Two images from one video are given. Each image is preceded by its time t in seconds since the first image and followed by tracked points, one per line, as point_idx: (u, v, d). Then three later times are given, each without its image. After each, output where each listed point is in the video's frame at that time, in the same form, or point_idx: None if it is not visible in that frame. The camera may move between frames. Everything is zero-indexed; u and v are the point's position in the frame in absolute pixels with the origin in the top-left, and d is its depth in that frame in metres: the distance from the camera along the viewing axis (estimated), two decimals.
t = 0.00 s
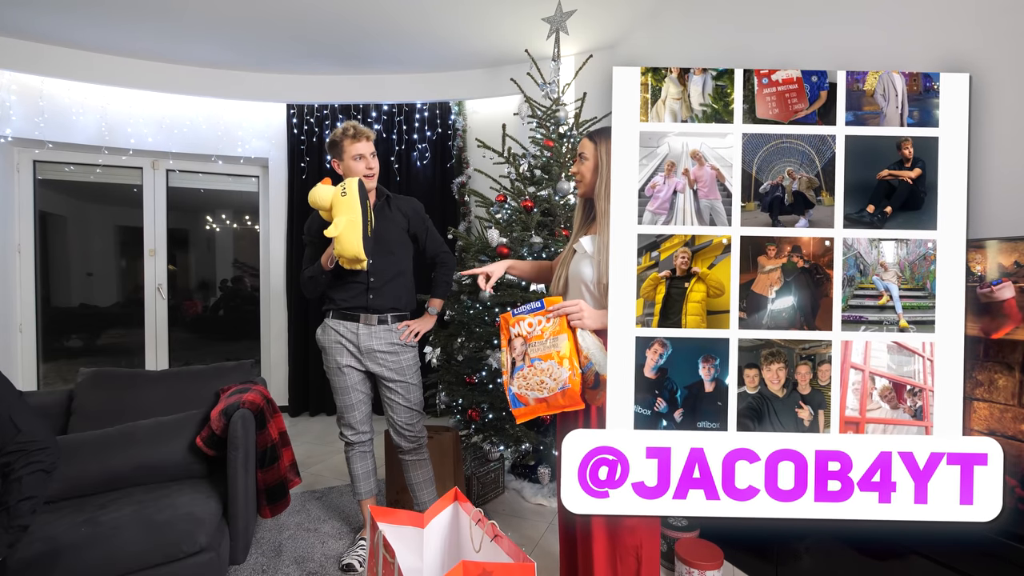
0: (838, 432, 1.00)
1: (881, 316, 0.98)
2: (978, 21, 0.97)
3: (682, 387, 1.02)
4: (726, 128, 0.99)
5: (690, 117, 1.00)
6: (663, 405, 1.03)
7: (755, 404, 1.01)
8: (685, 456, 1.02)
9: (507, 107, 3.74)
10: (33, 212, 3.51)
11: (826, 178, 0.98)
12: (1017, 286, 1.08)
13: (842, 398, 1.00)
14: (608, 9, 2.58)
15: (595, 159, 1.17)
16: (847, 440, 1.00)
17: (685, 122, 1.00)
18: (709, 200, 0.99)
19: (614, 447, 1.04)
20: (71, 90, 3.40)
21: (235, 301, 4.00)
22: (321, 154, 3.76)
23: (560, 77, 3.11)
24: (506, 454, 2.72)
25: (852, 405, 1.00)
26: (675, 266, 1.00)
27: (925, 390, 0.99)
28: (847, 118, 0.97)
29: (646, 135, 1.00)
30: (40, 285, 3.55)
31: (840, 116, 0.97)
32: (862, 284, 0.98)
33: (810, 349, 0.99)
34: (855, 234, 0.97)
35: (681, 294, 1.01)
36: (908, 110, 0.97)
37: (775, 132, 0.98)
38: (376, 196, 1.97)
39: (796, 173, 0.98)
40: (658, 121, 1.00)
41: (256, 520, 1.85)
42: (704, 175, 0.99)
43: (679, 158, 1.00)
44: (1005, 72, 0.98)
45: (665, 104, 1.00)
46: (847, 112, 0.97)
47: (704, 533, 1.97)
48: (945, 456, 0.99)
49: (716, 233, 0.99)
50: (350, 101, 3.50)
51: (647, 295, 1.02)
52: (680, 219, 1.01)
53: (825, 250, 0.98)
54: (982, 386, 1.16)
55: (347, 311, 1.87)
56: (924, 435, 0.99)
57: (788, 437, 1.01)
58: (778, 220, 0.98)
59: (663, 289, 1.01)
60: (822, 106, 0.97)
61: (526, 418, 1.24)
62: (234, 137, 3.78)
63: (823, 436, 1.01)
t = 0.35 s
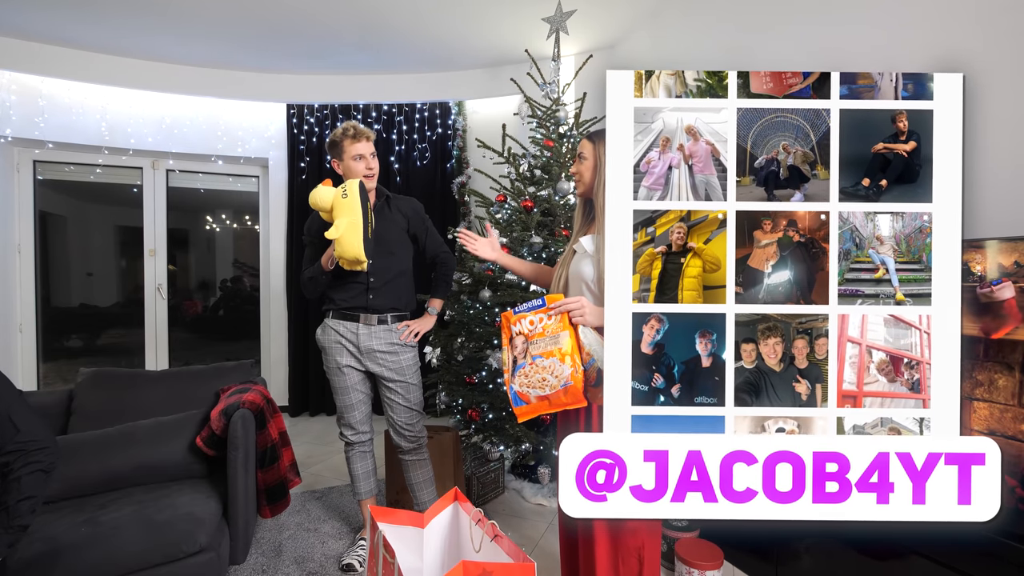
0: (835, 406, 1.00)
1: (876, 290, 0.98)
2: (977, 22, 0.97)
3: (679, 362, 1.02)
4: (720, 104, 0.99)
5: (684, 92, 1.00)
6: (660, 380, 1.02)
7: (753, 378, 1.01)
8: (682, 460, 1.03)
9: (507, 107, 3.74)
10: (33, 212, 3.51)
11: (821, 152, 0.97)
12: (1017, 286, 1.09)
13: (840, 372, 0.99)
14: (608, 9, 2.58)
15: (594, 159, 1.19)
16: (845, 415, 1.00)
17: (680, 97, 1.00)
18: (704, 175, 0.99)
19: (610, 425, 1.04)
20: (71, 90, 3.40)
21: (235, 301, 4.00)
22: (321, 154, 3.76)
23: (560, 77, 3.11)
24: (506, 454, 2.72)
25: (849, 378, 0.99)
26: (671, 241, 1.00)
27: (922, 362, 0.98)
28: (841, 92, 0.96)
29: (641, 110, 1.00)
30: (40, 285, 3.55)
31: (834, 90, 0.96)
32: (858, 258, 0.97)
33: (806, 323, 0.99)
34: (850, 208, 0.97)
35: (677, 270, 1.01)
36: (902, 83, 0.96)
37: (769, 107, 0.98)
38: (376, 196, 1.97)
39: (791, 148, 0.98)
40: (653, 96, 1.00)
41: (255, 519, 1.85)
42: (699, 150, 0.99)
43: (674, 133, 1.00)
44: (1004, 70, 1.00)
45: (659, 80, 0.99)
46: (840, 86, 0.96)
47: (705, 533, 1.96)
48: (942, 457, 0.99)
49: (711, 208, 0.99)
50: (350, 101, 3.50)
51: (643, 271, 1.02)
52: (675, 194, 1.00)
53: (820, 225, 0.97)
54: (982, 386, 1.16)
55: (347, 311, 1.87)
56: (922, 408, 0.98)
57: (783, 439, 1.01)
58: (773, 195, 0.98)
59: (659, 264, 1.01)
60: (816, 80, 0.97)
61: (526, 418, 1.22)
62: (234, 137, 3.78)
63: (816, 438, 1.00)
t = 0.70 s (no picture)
0: (837, 379, 0.99)
1: (876, 263, 0.98)
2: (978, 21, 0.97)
3: (680, 338, 1.01)
4: (718, 79, 0.99)
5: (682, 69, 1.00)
6: (662, 356, 1.01)
7: (754, 353, 1.01)
8: (685, 462, 1.02)
9: (507, 107, 3.74)
10: (33, 211, 3.51)
11: (819, 126, 0.98)
12: (1017, 286, 1.09)
13: (841, 345, 0.99)
14: (608, 9, 2.58)
15: (586, 166, 1.18)
16: (847, 389, 0.99)
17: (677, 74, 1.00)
18: (703, 150, 1.00)
19: (611, 407, 1.03)
20: (71, 90, 3.39)
21: (235, 301, 4.00)
22: (321, 154, 3.76)
23: (560, 77, 3.11)
24: (506, 454, 2.72)
25: (851, 352, 0.99)
26: (671, 217, 1.00)
27: (923, 335, 0.98)
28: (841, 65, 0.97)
29: (639, 86, 0.99)
30: (40, 285, 3.55)
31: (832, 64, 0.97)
32: (858, 232, 0.98)
33: (807, 298, 0.98)
34: (849, 180, 0.97)
35: (677, 246, 1.01)
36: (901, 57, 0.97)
37: (767, 82, 0.98)
38: (376, 197, 1.98)
39: (789, 122, 0.99)
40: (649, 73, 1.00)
41: (256, 520, 1.85)
42: (697, 126, 1.00)
43: (672, 110, 1.00)
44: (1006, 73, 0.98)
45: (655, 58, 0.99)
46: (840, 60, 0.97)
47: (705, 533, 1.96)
48: (945, 456, 0.99)
49: (711, 183, 0.99)
50: (350, 101, 3.50)
51: (643, 248, 1.01)
52: (674, 170, 1.01)
53: (819, 199, 0.98)
54: (982, 386, 1.15)
55: (346, 311, 1.87)
56: (923, 380, 0.98)
57: (789, 441, 1.01)
58: (772, 169, 0.99)
59: (659, 241, 1.00)
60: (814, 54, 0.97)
61: (530, 412, 1.23)
62: (234, 136, 3.78)
63: (823, 439, 1.01)
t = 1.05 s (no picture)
0: (839, 357, 0.99)
1: (879, 242, 0.97)
2: (979, 21, 0.98)
3: (682, 317, 1.01)
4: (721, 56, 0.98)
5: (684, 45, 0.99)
6: (664, 335, 1.01)
7: (756, 331, 1.00)
8: (687, 459, 1.03)
9: (507, 107, 3.73)
10: (33, 211, 3.51)
11: (821, 105, 0.97)
12: (1017, 286, 1.08)
13: (843, 324, 0.99)
14: (608, 9, 2.58)
15: (584, 165, 1.17)
16: (849, 366, 0.99)
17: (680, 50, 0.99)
18: (705, 129, 0.99)
19: (613, 388, 1.02)
20: (71, 90, 3.40)
21: (235, 301, 4.00)
22: (321, 154, 3.76)
23: (560, 77, 3.11)
24: (506, 454, 2.72)
25: (853, 330, 0.99)
26: (672, 196, 0.99)
27: (926, 313, 0.98)
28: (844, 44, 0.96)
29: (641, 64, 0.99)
30: (39, 285, 3.55)
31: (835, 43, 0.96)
32: (860, 210, 0.97)
33: (809, 276, 0.98)
34: (851, 159, 0.96)
35: (679, 225, 1.00)
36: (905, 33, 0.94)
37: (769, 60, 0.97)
38: (376, 195, 1.99)
39: (791, 101, 0.97)
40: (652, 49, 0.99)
41: (256, 520, 1.85)
42: (699, 104, 0.99)
43: (674, 88, 0.99)
44: (1004, 71, 1.00)
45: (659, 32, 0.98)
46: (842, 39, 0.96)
47: (705, 533, 1.96)
48: (947, 453, 0.99)
49: (712, 161, 0.98)
50: (351, 101, 3.50)
51: (645, 226, 1.01)
52: (676, 148, 1.00)
53: (822, 177, 0.97)
54: (982, 386, 1.15)
55: (345, 311, 1.87)
56: (925, 358, 0.98)
57: (793, 438, 1.01)
58: (773, 147, 0.98)
59: (661, 219, 1.00)
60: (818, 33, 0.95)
61: (531, 414, 1.22)
62: (234, 136, 3.78)
63: (826, 435, 1.01)
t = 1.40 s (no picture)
0: (836, 311, 0.98)
1: (876, 196, 0.97)
2: (980, 21, 0.97)
3: (679, 270, 1.00)
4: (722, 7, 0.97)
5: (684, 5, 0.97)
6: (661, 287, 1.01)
7: (753, 285, 0.99)
8: (682, 456, 1.03)
9: (507, 107, 3.73)
10: (33, 211, 3.51)
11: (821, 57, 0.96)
12: (1017, 285, 1.09)
13: (840, 278, 0.98)
14: (608, 9, 2.59)
15: (596, 157, 1.16)
16: (846, 321, 0.98)
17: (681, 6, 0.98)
18: (704, 82, 0.98)
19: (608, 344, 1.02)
20: (71, 90, 3.39)
21: (235, 301, 4.00)
22: (321, 153, 3.77)
23: (560, 77, 3.12)
24: (506, 454, 2.72)
25: (850, 284, 0.97)
26: (671, 147, 0.99)
27: (923, 269, 0.96)
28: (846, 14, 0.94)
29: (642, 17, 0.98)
30: (39, 285, 3.55)
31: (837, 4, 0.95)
32: (858, 164, 0.97)
33: (806, 230, 0.98)
34: (850, 113, 0.96)
35: (676, 176, 1.00)
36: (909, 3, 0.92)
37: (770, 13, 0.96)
38: (377, 194, 1.98)
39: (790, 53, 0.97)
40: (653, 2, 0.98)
41: (256, 519, 1.85)
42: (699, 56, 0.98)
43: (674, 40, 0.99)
44: (1004, 72, 1.00)
45: None
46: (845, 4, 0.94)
47: (705, 533, 1.96)
48: (942, 452, 0.99)
49: (711, 114, 0.99)
50: (351, 101, 3.50)
51: (643, 177, 1.01)
52: (675, 102, 0.99)
53: (820, 130, 0.97)
54: (982, 386, 1.14)
55: (344, 310, 1.87)
56: (922, 313, 0.97)
57: (787, 435, 1.01)
58: (772, 101, 0.98)
59: (659, 170, 1.00)
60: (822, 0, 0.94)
61: (528, 413, 1.23)
62: (234, 136, 3.78)
63: (823, 434, 1.00)
